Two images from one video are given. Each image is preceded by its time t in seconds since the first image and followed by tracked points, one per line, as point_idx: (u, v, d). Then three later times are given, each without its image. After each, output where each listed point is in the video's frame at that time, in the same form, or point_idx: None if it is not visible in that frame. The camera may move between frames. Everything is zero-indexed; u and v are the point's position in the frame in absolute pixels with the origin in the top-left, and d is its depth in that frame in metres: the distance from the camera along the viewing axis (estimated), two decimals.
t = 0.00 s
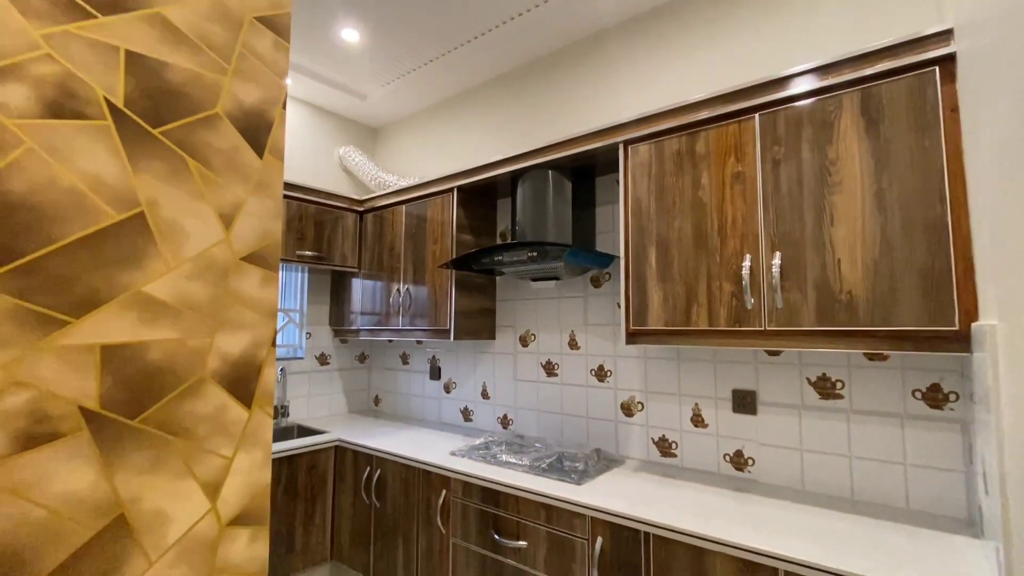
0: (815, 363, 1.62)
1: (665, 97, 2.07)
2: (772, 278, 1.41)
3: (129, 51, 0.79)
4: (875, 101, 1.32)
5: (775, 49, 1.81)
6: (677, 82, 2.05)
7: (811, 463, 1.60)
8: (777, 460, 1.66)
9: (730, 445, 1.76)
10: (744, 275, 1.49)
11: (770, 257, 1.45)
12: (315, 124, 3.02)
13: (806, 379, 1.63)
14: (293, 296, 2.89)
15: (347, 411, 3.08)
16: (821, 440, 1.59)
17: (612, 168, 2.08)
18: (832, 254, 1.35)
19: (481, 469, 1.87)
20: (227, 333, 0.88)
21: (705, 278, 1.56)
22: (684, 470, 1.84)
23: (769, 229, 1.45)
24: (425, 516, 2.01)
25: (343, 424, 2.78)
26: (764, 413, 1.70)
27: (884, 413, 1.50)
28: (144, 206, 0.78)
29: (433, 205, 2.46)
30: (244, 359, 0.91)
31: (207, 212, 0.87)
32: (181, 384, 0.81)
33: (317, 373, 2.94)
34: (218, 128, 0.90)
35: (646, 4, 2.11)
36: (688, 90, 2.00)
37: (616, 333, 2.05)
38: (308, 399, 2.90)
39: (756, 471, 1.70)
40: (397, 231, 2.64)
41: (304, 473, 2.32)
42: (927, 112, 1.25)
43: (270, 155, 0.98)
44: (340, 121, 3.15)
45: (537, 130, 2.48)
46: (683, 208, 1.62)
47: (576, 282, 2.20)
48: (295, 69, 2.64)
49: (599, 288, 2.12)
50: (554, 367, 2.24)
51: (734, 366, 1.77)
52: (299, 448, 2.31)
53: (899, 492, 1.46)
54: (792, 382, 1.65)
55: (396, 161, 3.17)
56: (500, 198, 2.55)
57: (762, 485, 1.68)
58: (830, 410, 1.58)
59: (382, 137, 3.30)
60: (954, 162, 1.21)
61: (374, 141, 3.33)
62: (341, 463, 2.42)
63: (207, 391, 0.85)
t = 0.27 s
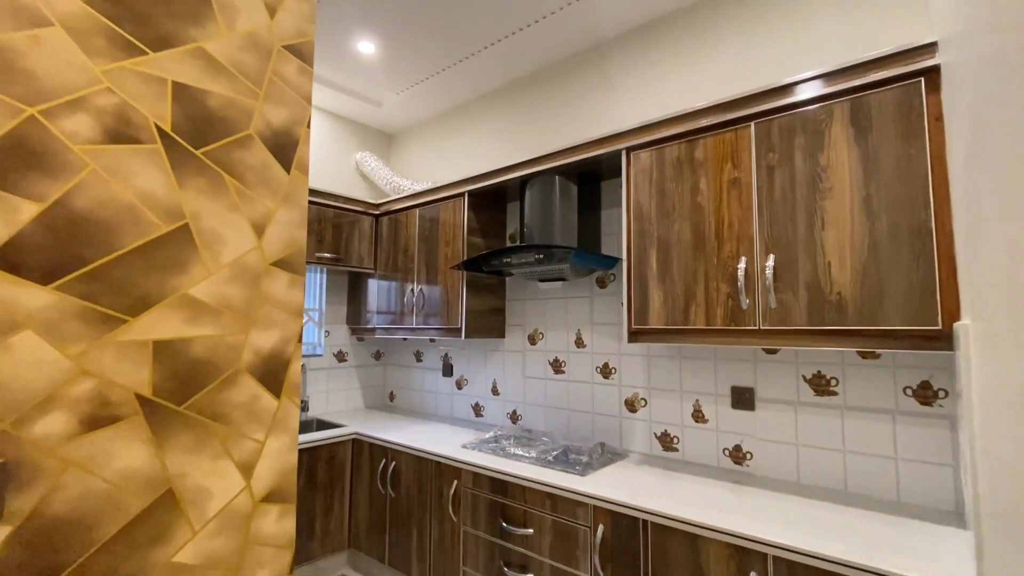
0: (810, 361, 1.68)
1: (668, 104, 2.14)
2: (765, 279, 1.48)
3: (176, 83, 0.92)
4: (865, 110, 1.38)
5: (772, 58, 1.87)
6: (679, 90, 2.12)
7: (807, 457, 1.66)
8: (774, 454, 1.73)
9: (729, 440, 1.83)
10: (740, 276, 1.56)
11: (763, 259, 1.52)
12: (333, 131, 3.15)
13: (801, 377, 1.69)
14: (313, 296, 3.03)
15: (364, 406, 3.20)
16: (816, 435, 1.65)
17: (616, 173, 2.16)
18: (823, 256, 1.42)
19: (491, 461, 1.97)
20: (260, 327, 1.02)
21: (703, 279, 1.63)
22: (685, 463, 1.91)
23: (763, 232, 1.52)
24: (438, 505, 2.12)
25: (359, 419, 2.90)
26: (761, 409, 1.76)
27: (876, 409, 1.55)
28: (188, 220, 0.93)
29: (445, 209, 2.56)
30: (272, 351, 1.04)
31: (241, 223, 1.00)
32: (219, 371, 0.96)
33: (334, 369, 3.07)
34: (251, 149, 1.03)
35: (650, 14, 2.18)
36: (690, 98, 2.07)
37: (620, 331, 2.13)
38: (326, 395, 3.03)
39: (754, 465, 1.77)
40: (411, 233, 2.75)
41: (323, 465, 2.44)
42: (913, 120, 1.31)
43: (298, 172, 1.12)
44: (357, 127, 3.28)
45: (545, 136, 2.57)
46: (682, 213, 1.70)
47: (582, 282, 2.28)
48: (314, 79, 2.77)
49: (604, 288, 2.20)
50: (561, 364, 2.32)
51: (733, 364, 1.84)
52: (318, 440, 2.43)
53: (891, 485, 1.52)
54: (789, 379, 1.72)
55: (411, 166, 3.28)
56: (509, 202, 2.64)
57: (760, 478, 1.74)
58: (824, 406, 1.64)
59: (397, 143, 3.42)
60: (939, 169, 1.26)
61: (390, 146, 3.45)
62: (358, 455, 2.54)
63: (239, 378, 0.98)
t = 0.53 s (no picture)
0: (800, 359, 1.75)
1: (667, 112, 2.21)
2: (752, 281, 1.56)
3: (207, 110, 1.05)
4: (847, 120, 1.45)
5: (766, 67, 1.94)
6: (677, 98, 2.19)
7: (796, 452, 1.74)
8: (765, 449, 1.80)
9: (723, 435, 1.90)
10: (729, 278, 1.64)
11: (751, 262, 1.59)
12: (347, 138, 3.28)
13: (791, 374, 1.76)
14: (328, 297, 3.17)
15: (376, 402, 3.33)
16: (804, 430, 1.72)
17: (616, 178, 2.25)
18: (807, 259, 1.49)
19: (495, 453, 2.08)
20: (280, 325, 1.15)
21: (694, 280, 1.72)
22: (680, 457, 2.00)
23: (751, 236, 1.60)
24: (446, 495, 2.23)
25: (372, 414, 3.03)
26: (753, 405, 1.84)
27: (862, 405, 1.62)
28: (217, 230, 1.05)
29: (453, 212, 2.67)
30: (291, 346, 1.16)
31: (264, 232, 1.13)
32: (245, 363, 1.08)
33: (349, 366, 3.20)
34: (273, 165, 1.15)
35: (650, 25, 2.26)
36: (688, 106, 2.14)
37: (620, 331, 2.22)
38: (341, 390, 3.16)
39: (746, 458, 1.85)
40: (421, 236, 2.87)
41: (337, 457, 2.57)
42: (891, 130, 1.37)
43: (314, 184, 1.24)
44: (370, 133, 3.40)
45: (549, 142, 2.66)
46: (676, 217, 1.78)
47: (584, 283, 2.37)
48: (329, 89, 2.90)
49: (605, 289, 2.29)
50: (564, 362, 2.42)
51: (727, 362, 1.92)
52: (333, 433, 2.55)
53: (875, 478, 1.59)
54: (780, 377, 1.79)
55: (421, 170, 3.40)
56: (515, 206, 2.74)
57: (751, 471, 1.82)
58: (813, 402, 1.71)
59: (408, 148, 3.54)
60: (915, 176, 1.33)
61: (401, 152, 3.57)
62: (370, 447, 2.66)
63: (262, 370, 1.11)
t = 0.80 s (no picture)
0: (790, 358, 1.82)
1: (664, 119, 2.28)
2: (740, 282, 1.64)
3: (231, 131, 1.17)
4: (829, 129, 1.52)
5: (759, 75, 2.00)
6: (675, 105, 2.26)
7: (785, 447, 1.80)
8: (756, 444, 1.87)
9: (716, 430, 1.98)
10: (719, 279, 1.72)
11: (739, 265, 1.67)
12: (359, 144, 3.41)
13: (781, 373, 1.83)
14: (341, 297, 3.30)
15: (387, 399, 3.46)
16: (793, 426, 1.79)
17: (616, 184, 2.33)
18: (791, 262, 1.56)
19: (498, 447, 2.19)
20: (295, 323, 1.26)
21: (687, 281, 1.79)
22: (676, 452, 2.07)
23: (739, 240, 1.68)
24: (452, 487, 2.35)
25: (383, 410, 3.15)
26: (745, 402, 1.91)
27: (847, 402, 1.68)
28: (239, 239, 1.17)
29: (460, 217, 2.78)
30: (305, 343, 1.28)
31: (280, 239, 1.24)
32: (263, 358, 1.20)
33: (361, 364, 3.33)
34: (288, 178, 1.27)
35: (648, 35, 2.32)
36: (685, 112, 2.21)
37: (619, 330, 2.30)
38: (354, 388, 3.29)
39: (738, 453, 1.92)
40: (430, 239, 2.98)
41: (350, 450, 2.69)
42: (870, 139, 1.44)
43: (325, 195, 1.36)
44: (381, 140, 3.53)
45: (552, 148, 2.74)
46: (670, 222, 1.86)
47: (585, 285, 2.46)
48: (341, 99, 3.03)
49: (604, 290, 2.38)
50: (566, 360, 2.51)
51: (720, 360, 1.99)
52: (347, 428, 2.68)
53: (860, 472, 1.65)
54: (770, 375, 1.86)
55: (431, 175, 3.51)
56: (520, 209, 2.84)
57: (743, 466, 1.89)
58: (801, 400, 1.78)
59: (418, 153, 3.65)
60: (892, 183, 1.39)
61: (411, 157, 3.69)
62: (381, 442, 2.78)
63: (279, 364, 1.22)
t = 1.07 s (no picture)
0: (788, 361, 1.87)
1: (667, 126, 2.33)
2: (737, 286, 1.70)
3: (255, 149, 1.27)
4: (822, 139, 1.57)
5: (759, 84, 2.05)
6: (677, 113, 2.31)
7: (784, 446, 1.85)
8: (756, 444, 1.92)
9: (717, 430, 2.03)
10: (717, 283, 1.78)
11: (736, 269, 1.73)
12: (373, 151, 3.52)
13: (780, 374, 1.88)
14: (357, 299, 3.42)
15: (401, 397, 3.57)
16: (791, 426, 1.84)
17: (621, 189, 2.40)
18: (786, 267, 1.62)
19: (506, 444, 2.27)
20: (313, 326, 1.36)
21: (687, 285, 1.86)
22: (678, 451, 2.13)
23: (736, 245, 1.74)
24: (462, 482, 2.44)
25: (397, 408, 3.26)
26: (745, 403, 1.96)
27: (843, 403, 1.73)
28: (263, 248, 1.27)
29: (470, 222, 2.87)
30: (322, 344, 1.37)
31: (300, 247, 1.35)
32: (285, 358, 1.30)
33: (375, 364, 3.44)
34: (307, 191, 1.37)
35: (651, 45, 2.38)
36: (687, 120, 2.26)
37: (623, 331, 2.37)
38: (368, 386, 3.41)
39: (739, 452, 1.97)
40: (441, 243, 3.08)
41: (365, 447, 2.80)
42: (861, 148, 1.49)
43: (341, 206, 1.46)
44: (394, 147, 3.64)
45: (559, 154, 2.81)
46: (671, 228, 1.92)
47: (590, 287, 2.53)
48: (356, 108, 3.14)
49: (609, 293, 2.45)
50: (572, 361, 2.58)
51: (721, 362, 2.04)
52: (362, 425, 2.79)
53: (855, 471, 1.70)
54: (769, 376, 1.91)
55: (443, 180, 3.61)
56: (528, 214, 2.92)
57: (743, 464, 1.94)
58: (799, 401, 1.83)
59: (430, 159, 3.76)
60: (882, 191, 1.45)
61: (424, 163, 3.79)
62: (394, 439, 2.89)
63: (299, 363, 1.32)
